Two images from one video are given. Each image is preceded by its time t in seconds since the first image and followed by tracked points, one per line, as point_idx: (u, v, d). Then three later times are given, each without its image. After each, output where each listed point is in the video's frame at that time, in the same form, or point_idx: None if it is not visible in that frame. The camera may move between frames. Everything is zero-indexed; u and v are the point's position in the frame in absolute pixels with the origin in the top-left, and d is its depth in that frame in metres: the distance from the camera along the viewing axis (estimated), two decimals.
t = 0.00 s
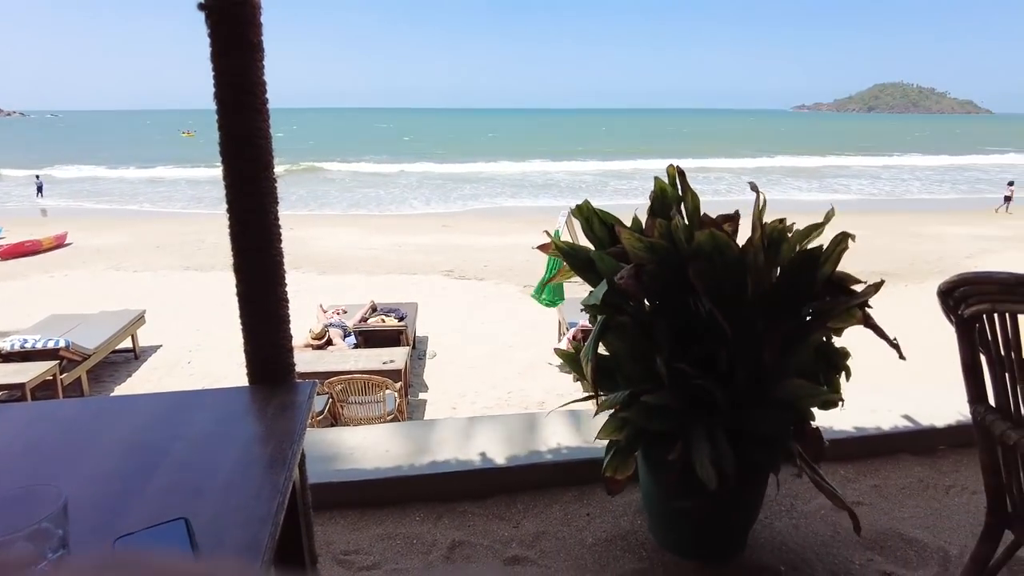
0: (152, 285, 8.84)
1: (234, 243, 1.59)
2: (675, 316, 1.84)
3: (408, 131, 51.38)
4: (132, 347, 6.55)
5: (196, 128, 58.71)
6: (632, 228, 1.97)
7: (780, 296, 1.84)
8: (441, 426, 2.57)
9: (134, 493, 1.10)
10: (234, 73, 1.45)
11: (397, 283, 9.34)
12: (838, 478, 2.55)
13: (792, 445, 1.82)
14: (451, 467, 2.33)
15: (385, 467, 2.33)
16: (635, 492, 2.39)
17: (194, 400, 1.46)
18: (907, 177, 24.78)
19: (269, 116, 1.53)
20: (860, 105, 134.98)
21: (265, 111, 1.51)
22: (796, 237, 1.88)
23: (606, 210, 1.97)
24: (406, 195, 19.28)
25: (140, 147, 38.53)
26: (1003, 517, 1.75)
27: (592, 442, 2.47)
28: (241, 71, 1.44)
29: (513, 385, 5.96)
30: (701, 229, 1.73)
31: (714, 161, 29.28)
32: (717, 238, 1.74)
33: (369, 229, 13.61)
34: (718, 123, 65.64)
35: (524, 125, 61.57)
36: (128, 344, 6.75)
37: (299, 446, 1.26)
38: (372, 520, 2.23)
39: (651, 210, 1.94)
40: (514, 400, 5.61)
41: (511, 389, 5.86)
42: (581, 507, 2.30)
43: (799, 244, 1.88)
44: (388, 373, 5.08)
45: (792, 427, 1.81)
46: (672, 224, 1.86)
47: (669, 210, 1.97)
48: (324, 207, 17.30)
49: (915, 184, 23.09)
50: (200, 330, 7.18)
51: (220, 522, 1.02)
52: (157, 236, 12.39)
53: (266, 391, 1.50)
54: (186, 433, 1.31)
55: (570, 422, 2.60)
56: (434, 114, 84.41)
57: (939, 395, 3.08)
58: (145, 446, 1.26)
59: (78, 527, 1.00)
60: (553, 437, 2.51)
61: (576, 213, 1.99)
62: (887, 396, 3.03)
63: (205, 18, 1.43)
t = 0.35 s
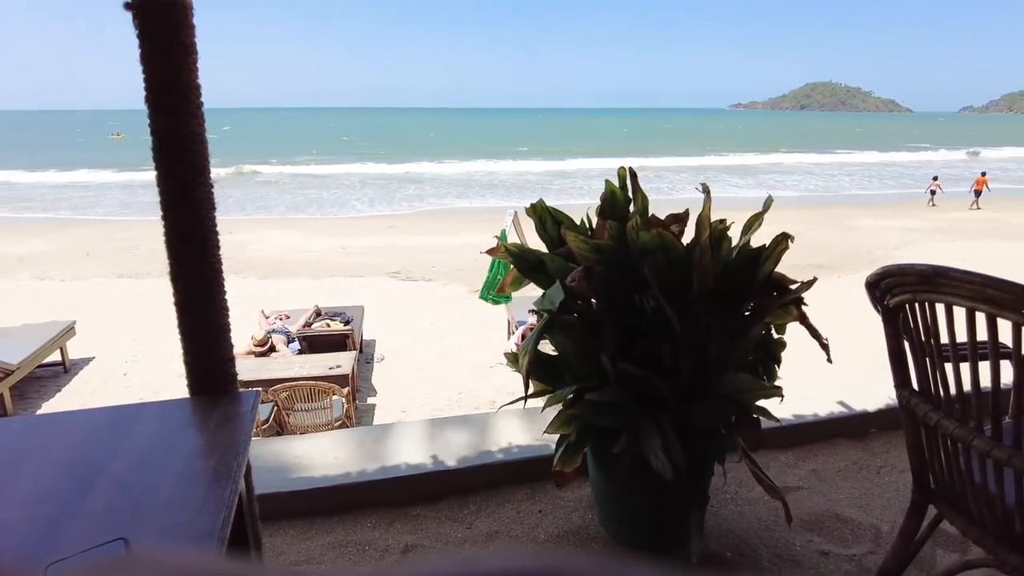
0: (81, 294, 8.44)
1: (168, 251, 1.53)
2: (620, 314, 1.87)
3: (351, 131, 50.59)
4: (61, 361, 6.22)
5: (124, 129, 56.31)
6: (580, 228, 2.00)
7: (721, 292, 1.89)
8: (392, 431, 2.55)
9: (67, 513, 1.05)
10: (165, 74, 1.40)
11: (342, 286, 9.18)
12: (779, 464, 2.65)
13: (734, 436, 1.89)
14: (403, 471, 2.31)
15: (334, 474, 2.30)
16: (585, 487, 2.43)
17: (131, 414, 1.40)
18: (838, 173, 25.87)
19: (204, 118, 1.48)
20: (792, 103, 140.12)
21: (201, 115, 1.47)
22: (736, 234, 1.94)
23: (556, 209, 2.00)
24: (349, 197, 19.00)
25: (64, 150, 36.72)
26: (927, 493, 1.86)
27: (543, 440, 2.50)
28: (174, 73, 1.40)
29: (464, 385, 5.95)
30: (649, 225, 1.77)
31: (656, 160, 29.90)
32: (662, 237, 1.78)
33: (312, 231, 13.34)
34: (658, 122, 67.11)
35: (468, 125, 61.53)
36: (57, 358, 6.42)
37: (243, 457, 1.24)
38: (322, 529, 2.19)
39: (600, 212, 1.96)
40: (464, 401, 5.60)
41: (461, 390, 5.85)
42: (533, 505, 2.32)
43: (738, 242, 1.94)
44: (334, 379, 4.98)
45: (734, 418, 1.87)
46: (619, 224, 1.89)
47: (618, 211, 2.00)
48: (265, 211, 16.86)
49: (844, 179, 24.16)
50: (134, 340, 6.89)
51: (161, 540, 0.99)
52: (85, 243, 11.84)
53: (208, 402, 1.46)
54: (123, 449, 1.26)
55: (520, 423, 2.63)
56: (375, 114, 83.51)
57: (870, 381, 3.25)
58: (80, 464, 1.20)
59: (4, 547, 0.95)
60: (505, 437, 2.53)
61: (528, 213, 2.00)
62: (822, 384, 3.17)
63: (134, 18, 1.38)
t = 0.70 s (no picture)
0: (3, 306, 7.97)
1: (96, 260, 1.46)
2: (566, 311, 1.89)
3: (292, 132, 49.47)
4: None
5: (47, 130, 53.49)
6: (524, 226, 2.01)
7: (663, 287, 1.93)
8: (339, 437, 2.51)
9: None
10: (86, 73, 1.33)
11: (286, 290, 8.97)
12: (725, 455, 2.72)
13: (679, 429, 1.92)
14: (353, 478, 2.27)
15: (281, 484, 2.24)
16: (537, 484, 2.44)
17: (58, 431, 1.33)
18: (774, 170, 26.79)
19: (130, 120, 1.42)
20: (729, 102, 144.30)
21: (129, 115, 1.41)
22: (675, 230, 1.98)
23: (499, 209, 2.00)
24: (291, 200, 18.57)
25: None
26: (862, 476, 1.94)
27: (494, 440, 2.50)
28: (95, 71, 1.33)
29: (414, 388, 5.90)
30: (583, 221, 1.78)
31: (600, 159, 30.32)
32: (602, 233, 1.81)
33: (253, 235, 12.98)
34: (601, 121, 68.06)
35: (412, 125, 61.03)
36: None
37: (180, 470, 1.19)
38: (269, 541, 2.13)
39: (542, 209, 1.98)
40: (415, 404, 5.55)
41: (411, 393, 5.80)
42: (485, 506, 2.32)
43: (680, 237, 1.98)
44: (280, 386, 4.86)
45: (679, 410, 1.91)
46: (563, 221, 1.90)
47: (559, 208, 2.02)
48: (203, 215, 16.32)
49: (779, 176, 25.05)
50: (64, 353, 6.55)
51: (92, 560, 0.94)
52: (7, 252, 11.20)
53: (143, 416, 1.40)
54: (51, 468, 1.19)
55: (470, 424, 2.62)
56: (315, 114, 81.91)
57: (808, 371, 3.37)
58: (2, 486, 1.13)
59: None
60: (455, 439, 2.52)
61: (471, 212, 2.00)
62: (763, 375, 3.27)
63: (50, 13, 1.31)
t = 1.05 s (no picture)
0: None
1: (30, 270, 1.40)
2: (522, 310, 1.91)
3: (239, 133, 48.26)
4: None
5: None
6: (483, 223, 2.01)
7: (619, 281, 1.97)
8: (293, 444, 2.48)
9: None
10: (13, 74, 1.28)
11: (236, 295, 8.75)
12: (679, 447, 2.78)
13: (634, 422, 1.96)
14: (309, 485, 2.24)
15: (234, 494, 2.19)
16: (496, 485, 2.45)
17: None
18: (721, 168, 27.46)
19: (62, 123, 1.36)
20: (678, 102, 147.17)
21: (61, 116, 1.36)
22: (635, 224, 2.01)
23: (457, 208, 2.01)
24: (240, 203, 18.12)
25: None
26: (808, 464, 2.01)
27: (451, 442, 2.51)
28: (22, 71, 1.28)
29: (371, 392, 5.84)
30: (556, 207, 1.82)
31: (553, 159, 30.53)
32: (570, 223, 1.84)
33: (199, 240, 12.61)
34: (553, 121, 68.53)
35: (364, 126, 60.28)
36: None
37: (126, 484, 1.16)
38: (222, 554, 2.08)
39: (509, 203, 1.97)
40: (372, 408, 5.49)
41: (368, 397, 5.74)
42: (444, 508, 2.32)
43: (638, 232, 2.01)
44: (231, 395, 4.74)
45: (634, 405, 1.94)
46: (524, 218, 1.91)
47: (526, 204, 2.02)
48: (146, 220, 15.77)
49: (726, 174, 25.69)
50: None
51: None
52: None
53: (86, 429, 1.35)
54: None
55: (427, 427, 2.62)
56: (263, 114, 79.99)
57: (755, 364, 3.49)
58: None
59: None
60: (412, 442, 2.51)
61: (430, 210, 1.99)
62: (713, 369, 3.37)
63: None
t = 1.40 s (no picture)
0: None
1: None
2: (485, 310, 1.90)
3: (193, 134, 47.02)
4: None
5: None
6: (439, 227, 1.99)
7: (580, 283, 1.97)
8: (254, 451, 2.42)
9: None
10: None
11: (193, 301, 8.53)
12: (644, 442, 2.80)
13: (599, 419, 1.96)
14: (273, 493, 2.19)
15: (195, 505, 2.13)
16: (463, 486, 2.44)
17: None
18: (680, 167, 27.86)
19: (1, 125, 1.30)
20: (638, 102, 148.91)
21: None
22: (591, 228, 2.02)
23: (403, 218, 1.99)
24: (195, 207, 17.67)
25: None
26: (771, 457, 2.04)
27: (417, 445, 2.49)
28: None
29: (334, 396, 5.75)
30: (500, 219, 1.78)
31: (515, 159, 30.54)
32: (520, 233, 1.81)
33: (153, 244, 12.26)
34: (515, 121, 68.61)
35: (323, 127, 59.46)
36: None
37: (80, 498, 1.11)
38: (183, 566, 2.02)
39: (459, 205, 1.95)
40: (336, 413, 5.42)
41: (332, 401, 5.66)
42: (411, 511, 2.30)
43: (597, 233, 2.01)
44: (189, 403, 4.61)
45: (599, 403, 1.95)
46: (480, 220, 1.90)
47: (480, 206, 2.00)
48: (94, 226, 15.24)
49: (685, 173, 26.07)
50: None
51: None
52: None
53: (35, 444, 1.30)
54: None
55: (392, 430, 2.60)
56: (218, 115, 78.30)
57: (717, 359, 3.54)
58: None
59: None
60: (377, 446, 2.48)
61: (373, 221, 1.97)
62: (676, 365, 3.41)
63: None
